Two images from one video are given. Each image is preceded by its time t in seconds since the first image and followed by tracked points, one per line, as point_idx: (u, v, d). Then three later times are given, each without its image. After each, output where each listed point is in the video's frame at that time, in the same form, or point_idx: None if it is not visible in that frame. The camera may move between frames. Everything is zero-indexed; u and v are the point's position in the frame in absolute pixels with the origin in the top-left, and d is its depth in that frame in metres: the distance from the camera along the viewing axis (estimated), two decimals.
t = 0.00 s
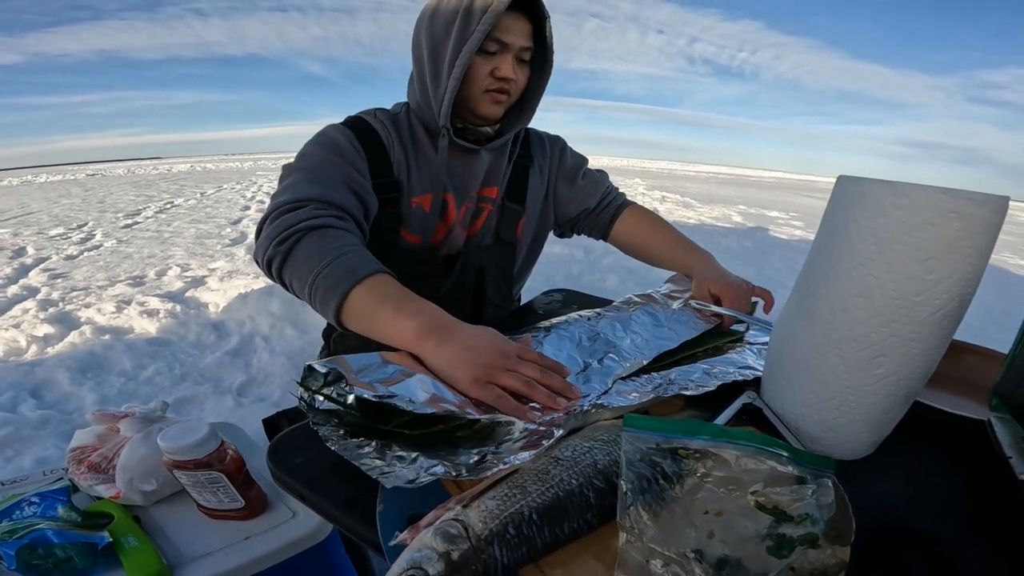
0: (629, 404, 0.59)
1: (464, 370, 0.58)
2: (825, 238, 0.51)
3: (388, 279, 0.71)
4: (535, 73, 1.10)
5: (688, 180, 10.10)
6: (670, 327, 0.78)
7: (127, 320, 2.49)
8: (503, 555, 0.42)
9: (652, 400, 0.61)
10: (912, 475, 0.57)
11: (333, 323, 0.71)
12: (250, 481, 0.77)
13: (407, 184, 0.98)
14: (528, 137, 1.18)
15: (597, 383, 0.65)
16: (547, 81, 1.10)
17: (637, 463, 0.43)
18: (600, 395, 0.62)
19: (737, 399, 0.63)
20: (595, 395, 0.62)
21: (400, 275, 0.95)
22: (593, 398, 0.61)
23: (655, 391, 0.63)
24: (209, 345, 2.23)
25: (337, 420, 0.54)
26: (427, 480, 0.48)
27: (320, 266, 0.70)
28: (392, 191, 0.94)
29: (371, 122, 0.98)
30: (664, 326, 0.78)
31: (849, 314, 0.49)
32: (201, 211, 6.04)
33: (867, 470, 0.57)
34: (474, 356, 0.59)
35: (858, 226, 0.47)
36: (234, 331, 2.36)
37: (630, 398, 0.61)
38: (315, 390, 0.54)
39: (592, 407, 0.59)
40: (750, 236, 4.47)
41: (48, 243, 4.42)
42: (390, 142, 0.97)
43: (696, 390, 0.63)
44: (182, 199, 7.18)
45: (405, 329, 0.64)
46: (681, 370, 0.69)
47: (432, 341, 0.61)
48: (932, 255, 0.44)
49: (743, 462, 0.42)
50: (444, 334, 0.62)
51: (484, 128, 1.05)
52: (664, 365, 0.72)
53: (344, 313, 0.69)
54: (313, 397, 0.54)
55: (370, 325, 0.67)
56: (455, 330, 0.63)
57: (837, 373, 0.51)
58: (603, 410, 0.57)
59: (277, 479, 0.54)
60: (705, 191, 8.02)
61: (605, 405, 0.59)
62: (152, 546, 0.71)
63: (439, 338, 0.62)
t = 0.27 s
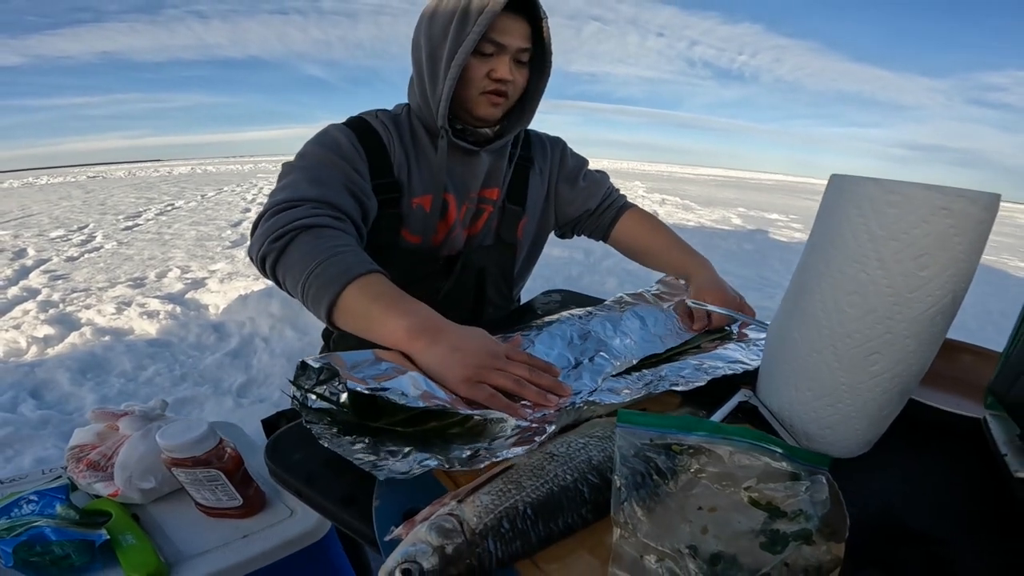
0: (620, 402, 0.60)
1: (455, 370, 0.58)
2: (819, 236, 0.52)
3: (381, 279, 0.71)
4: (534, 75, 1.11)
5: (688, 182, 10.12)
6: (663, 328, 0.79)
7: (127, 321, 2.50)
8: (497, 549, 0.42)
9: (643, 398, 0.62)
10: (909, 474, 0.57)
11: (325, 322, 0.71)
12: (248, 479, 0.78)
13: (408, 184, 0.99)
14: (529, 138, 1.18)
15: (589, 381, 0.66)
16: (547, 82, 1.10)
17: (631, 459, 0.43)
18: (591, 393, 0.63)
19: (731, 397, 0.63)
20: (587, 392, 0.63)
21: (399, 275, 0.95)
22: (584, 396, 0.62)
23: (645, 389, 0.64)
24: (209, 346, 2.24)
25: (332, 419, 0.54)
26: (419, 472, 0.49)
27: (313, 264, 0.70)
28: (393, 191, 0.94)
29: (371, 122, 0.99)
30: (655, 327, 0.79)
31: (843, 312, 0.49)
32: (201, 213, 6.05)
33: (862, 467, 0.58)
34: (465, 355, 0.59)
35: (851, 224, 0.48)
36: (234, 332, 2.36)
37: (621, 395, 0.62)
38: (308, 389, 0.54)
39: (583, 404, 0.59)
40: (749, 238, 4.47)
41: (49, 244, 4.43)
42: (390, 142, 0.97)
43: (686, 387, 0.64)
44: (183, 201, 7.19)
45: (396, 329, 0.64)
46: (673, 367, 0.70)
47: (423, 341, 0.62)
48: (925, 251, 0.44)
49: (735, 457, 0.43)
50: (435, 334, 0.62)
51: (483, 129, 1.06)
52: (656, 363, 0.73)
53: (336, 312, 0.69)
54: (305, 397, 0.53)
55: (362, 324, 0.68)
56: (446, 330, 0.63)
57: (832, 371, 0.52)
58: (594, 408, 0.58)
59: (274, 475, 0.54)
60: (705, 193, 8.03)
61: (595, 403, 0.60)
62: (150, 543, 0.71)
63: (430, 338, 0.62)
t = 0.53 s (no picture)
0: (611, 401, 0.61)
1: (451, 369, 0.59)
2: (812, 237, 0.52)
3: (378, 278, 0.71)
4: (530, 78, 1.11)
5: (688, 183, 10.12)
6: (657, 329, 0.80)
7: (128, 322, 2.51)
8: (491, 548, 0.43)
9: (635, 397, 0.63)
10: (903, 476, 0.57)
11: (326, 322, 0.72)
12: (246, 479, 0.78)
13: (404, 184, 0.99)
14: (524, 139, 1.19)
15: (583, 381, 0.66)
16: (543, 85, 1.11)
17: (625, 458, 0.43)
18: (585, 392, 0.63)
19: (725, 398, 0.64)
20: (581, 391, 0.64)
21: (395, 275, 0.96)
22: (578, 395, 0.62)
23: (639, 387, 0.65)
24: (209, 346, 2.24)
25: (326, 417, 0.55)
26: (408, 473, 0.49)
27: (312, 263, 0.71)
28: (389, 191, 0.94)
29: (368, 123, 0.99)
30: (650, 329, 0.80)
31: (837, 312, 0.49)
32: (203, 215, 6.07)
33: (856, 468, 0.58)
34: (461, 354, 0.60)
35: (844, 225, 0.48)
36: (234, 333, 2.37)
37: (614, 394, 0.63)
38: (302, 386, 0.56)
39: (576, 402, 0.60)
40: (749, 239, 4.47)
41: (49, 245, 4.43)
42: (386, 142, 0.98)
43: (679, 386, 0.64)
44: (184, 202, 7.21)
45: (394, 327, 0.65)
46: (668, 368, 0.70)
47: (420, 339, 0.62)
48: (916, 252, 0.45)
49: (728, 458, 0.43)
50: (431, 332, 0.63)
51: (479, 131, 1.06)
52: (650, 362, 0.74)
53: (335, 311, 0.70)
54: (300, 394, 0.56)
55: (362, 323, 0.68)
56: (442, 328, 0.64)
57: (825, 370, 0.52)
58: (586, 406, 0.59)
59: (271, 473, 0.55)
60: (705, 195, 8.04)
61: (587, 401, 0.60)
62: (148, 542, 0.71)
63: (427, 336, 0.63)
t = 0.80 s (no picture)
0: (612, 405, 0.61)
1: (467, 360, 0.59)
2: (808, 241, 0.52)
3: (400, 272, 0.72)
4: (521, 82, 1.11)
5: (688, 185, 10.13)
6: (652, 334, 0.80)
7: (127, 324, 2.51)
8: (486, 550, 0.43)
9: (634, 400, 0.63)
10: (898, 480, 0.57)
11: (352, 318, 0.72)
12: (244, 481, 0.78)
13: (397, 185, 0.99)
14: (515, 140, 1.19)
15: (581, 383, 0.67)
16: (534, 88, 1.11)
17: (620, 461, 0.43)
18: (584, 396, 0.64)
19: (723, 401, 0.64)
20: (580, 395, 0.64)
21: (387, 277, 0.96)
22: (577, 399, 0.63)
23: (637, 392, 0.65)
24: (208, 349, 2.25)
25: (324, 421, 0.56)
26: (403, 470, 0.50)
27: (334, 262, 0.71)
28: (383, 192, 0.95)
29: (363, 126, 0.99)
30: (647, 334, 0.80)
31: (834, 315, 0.50)
32: (203, 217, 6.07)
33: (852, 469, 0.58)
34: (478, 345, 0.60)
35: (840, 229, 0.48)
36: (233, 335, 2.37)
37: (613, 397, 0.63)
38: (299, 390, 0.56)
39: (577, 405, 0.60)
40: (749, 242, 4.48)
41: (50, 248, 4.44)
42: (380, 144, 0.98)
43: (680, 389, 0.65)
44: (184, 204, 7.22)
45: (416, 320, 0.65)
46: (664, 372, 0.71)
47: (441, 331, 0.63)
48: (912, 255, 0.45)
49: (725, 461, 0.42)
50: (451, 323, 0.63)
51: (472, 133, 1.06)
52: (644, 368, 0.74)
53: (360, 307, 0.71)
54: (299, 398, 0.56)
55: (386, 317, 0.69)
56: (462, 319, 0.64)
57: (821, 372, 0.52)
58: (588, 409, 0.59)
59: (269, 475, 0.55)
60: (705, 197, 8.05)
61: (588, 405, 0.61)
62: (145, 543, 0.72)
63: (446, 328, 0.62)
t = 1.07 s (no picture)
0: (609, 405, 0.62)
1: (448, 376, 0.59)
2: (807, 242, 0.52)
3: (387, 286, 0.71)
4: (520, 82, 1.12)
5: (689, 187, 10.13)
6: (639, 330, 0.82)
7: (128, 326, 2.51)
8: (485, 551, 0.43)
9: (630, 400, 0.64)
10: (898, 481, 0.57)
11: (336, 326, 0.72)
12: (244, 482, 0.78)
13: (397, 187, 0.99)
14: (515, 142, 1.19)
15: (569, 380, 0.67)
16: (533, 90, 1.11)
17: (620, 463, 0.43)
18: (580, 396, 0.64)
19: (723, 403, 0.63)
20: (575, 396, 0.65)
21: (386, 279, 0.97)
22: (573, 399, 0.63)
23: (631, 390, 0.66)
24: (208, 350, 2.25)
25: (319, 423, 0.56)
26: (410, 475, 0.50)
27: (324, 273, 0.71)
28: (383, 194, 0.95)
29: (363, 129, 1.00)
30: (636, 333, 0.81)
31: (833, 317, 0.50)
32: (203, 218, 6.08)
33: (852, 472, 0.58)
34: (461, 359, 0.60)
35: (839, 230, 0.48)
36: (234, 337, 2.38)
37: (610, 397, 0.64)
38: (293, 393, 0.56)
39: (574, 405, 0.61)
40: (749, 243, 4.47)
41: (50, 249, 4.44)
42: (380, 146, 0.98)
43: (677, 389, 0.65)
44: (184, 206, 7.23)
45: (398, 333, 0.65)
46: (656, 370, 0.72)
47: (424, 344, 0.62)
48: (910, 256, 0.45)
49: (724, 463, 0.42)
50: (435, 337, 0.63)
51: (471, 134, 1.06)
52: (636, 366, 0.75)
53: (344, 318, 0.71)
54: (292, 402, 0.56)
55: (368, 328, 0.68)
56: (450, 334, 0.63)
57: (820, 374, 0.52)
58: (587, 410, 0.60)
59: (269, 477, 0.55)
60: (705, 198, 8.05)
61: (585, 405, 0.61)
62: (144, 545, 0.71)
63: (428, 343, 0.62)
